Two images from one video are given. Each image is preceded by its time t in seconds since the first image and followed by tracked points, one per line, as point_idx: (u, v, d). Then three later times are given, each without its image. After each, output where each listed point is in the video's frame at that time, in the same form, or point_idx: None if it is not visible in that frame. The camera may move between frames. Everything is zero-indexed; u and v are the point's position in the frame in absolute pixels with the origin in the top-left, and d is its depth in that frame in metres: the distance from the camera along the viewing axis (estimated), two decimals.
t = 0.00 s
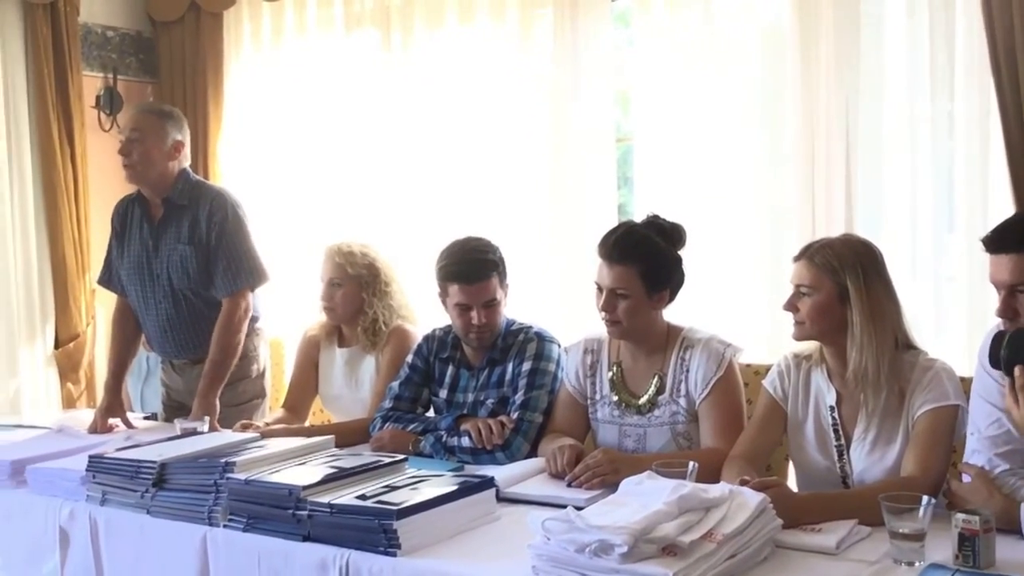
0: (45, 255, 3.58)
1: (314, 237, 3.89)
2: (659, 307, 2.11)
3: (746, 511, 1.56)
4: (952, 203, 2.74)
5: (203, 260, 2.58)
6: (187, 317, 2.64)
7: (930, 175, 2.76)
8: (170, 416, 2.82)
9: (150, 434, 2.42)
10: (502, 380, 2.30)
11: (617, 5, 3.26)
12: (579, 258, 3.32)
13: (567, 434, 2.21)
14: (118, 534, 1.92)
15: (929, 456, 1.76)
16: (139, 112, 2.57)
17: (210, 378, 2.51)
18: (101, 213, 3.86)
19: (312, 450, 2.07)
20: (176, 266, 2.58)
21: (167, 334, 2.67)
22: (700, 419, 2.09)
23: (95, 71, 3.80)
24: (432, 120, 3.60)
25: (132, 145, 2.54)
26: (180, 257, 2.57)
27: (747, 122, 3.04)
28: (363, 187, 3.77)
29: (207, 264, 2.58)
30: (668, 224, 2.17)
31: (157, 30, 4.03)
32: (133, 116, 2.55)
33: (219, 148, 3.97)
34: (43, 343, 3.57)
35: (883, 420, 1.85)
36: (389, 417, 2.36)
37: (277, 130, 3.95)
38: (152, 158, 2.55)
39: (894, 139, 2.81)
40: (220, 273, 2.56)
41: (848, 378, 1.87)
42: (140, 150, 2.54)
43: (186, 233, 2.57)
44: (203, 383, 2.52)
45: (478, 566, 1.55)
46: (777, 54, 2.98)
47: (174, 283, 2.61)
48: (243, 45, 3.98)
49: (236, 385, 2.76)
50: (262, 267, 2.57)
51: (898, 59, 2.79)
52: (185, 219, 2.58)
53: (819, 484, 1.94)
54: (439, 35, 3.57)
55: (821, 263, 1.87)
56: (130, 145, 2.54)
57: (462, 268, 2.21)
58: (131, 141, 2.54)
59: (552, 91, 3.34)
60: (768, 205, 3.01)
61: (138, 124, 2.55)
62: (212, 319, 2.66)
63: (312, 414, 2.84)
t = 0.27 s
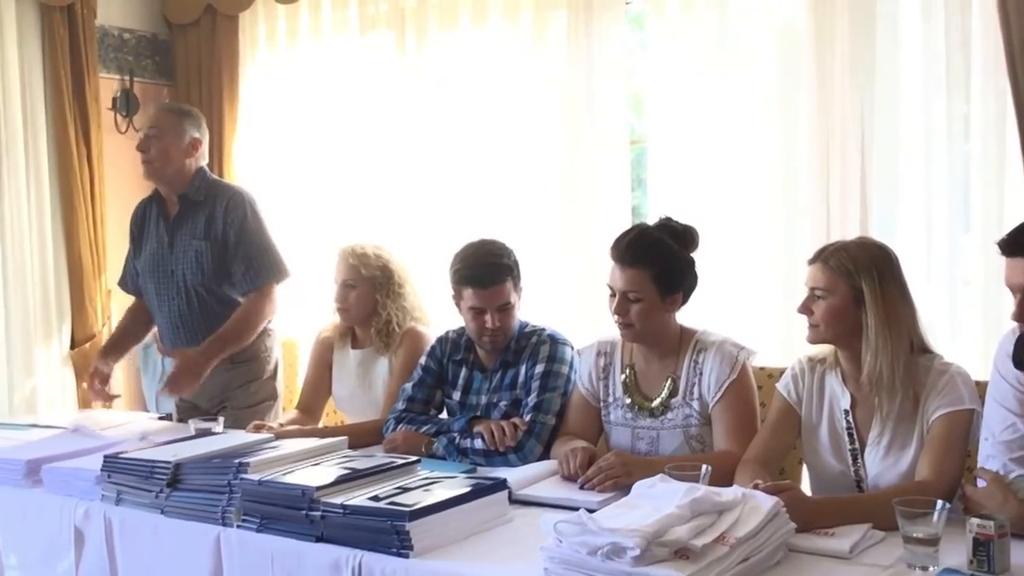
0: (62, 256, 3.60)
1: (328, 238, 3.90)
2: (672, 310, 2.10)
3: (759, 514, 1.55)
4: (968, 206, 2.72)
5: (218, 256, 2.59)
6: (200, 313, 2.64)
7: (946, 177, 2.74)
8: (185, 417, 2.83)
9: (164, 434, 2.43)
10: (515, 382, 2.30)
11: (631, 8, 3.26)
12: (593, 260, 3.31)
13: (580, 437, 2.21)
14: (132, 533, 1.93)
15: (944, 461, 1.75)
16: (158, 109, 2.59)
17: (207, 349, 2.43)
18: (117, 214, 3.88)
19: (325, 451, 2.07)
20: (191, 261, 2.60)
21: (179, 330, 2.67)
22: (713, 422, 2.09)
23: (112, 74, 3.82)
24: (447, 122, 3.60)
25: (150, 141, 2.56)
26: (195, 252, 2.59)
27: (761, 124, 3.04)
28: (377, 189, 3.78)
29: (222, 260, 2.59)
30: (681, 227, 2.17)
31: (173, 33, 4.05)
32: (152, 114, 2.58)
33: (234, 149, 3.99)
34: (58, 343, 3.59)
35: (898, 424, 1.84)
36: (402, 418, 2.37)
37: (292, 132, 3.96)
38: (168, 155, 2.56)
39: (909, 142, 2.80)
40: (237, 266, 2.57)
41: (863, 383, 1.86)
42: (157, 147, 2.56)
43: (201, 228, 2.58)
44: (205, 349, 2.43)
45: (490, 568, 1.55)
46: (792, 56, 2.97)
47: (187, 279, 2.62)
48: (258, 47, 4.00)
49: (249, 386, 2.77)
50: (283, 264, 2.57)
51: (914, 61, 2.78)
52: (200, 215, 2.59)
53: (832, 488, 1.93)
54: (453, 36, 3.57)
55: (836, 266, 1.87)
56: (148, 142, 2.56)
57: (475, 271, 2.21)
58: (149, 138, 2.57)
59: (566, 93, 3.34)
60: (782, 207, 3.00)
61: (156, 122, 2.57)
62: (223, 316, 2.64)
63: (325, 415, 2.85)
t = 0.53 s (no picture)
0: (80, 258, 3.62)
1: (345, 241, 3.91)
2: (686, 315, 2.10)
3: (774, 521, 1.55)
4: (986, 210, 2.70)
5: (235, 258, 2.60)
6: (215, 315, 2.64)
7: (964, 181, 2.72)
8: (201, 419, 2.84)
9: (180, 436, 2.45)
10: (530, 386, 2.30)
11: (647, 11, 3.26)
12: (608, 264, 3.31)
13: (595, 441, 2.21)
14: (148, 535, 1.94)
15: (960, 467, 1.74)
16: (169, 116, 2.61)
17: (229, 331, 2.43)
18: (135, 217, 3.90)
19: (340, 454, 2.08)
20: (207, 263, 2.61)
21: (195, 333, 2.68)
22: (729, 427, 2.08)
23: (130, 78, 3.85)
24: (463, 125, 3.61)
25: (164, 148, 2.58)
26: (211, 254, 2.60)
27: (778, 129, 3.03)
28: (393, 192, 3.79)
29: (239, 262, 2.60)
30: (695, 231, 2.17)
31: (191, 37, 4.08)
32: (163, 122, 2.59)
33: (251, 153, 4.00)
34: (76, 346, 3.61)
35: (915, 430, 1.83)
36: (416, 422, 2.37)
37: (309, 135, 3.98)
38: (183, 160, 2.58)
39: (926, 145, 2.78)
40: (254, 268, 2.58)
41: (879, 389, 1.85)
42: (172, 152, 2.57)
43: (217, 231, 2.60)
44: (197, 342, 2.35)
45: (503, 572, 1.55)
46: (808, 61, 2.97)
47: (203, 281, 2.63)
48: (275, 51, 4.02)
49: (264, 388, 2.78)
50: (298, 267, 2.58)
51: (931, 65, 2.76)
52: (217, 218, 2.61)
53: (848, 495, 1.92)
54: (470, 40, 3.58)
55: (852, 271, 1.86)
56: (162, 149, 2.58)
57: (490, 275, 2.21)
58: (163, 144, 2.58)
59: (581, 97, 3.34)
60: (798, 212, 2.99)
61: (168, 129, 2.59)
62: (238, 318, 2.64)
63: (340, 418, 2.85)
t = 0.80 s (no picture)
0: (96, 258, 3.64)
1: (358, 241, 3.92)
2: (688, 317, 2.07)
3: (787, 522, 1.54)
4: (1002, 210, 2.68)
5: (251, 258, 2.62)
6: (230, 314, 2.67)
7: (979, 180, 2.70)
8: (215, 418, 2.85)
9: (194, 436, 2.46)
10: (543, 386, 2.30)
11: (661, 11, 3.26)
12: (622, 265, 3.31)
13: (608, 442, 2.21)
14: (162, 534, 1.95)
15: (975, 469, 1.73)
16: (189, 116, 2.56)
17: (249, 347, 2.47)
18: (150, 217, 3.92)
19: (353, 454, 2.09)
20: (223, 263, 2.62)
21: (211, 333, 2.71)
22: (742, 428, 2.08)
23: (145, 78, 3.87)
24: (476, 125, 3.61)
25: (190, 151, 2.55)
26: (227, 254, 2.62)
27: (792, 129, 3.02)
28: (406, 192, 3.80)
29: (254, 263, 2.62)
30: (710, 232, 2.13)
31: (206, 38, 4.09)
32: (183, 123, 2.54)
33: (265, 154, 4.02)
34: (92, 345, 3.62)
35: (929, 432, 1.82)
36: (429, 422, 2.38)
37: (322, 136, 3.99)
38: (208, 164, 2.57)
39: (941, 145, 2.76)
40: (269, 269, 2.60)
41: (893, 390, 1.85)
42: (199, 155, 2.56)
43: (233, 231, 2.61)
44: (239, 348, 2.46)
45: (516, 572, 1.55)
46: (822, 60, 2.96)
47: (219, 281, 2.64)
48: (289, 52, 4.04)
49: (278, 388, 2.79)
50: (312, 265, 2.60)
51: (947, 64, 2.75)
52: (233, 218, 2.62)
53: (862, 496, 1.92)
54: (483, 40, 3.58)
55: (866, 272, 1.85)
56: (188, 152, 2.55)
57: (497, 273, 2.23)
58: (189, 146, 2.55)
59: (594, 97, 3.34)
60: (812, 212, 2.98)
61: (192, 131, 2.55)
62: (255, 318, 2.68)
63: (352, 419, 2.85)
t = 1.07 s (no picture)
0: (113, 256, 3.67)
1: (374, 240, 3.93)
2: (696, 317, 2.07)
3: (802, 521, 1.54)
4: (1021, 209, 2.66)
5: (268, 259, 2.62)
6: (248, 313, 2.68)
7: (998, 179, 2.68)
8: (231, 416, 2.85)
9: (210, 433, 2.47)
10: (557, 385, 2.30)
11: (677, 9, 3.25)
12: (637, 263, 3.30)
13: (622, 440, 2.20)
14: (178, 530, 1.97)
15: (992, 469, 1.72)
16: (221, 123, 2.53)
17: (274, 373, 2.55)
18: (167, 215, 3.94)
19: (368, 451, 2.09)
20: (241, 264, 2.63)
21: (228, 333, 2.71)
22: (757, 427, 2.07)
23: (162, 77, 3.89)
24: (491, 123, 3.61)
25: (228, 158, 2.55)
26: (245, 255, 2.62)
27: (808, 127, 3.00)
28: (421, 191, 3.80)
29: (272, 264, 2.63)
30: (723, 234, 2.12)
31: (222, 37, 4.11)
32: (218, 131, 2.52)
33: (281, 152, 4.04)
34: (109, 343, 3.64)
35: (945, 431, 1.81)
36: (443, 420, 2.38)
37: (338, 134, 4.00)
38: (241, 168, 2.59)
39: (959, 143, 2.74)
40: (284, 273, 2.61)
41: (910, 390, 1.84)
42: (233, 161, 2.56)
43: (252, 232, 2.62)
44: (269, 375, 2.56)
45: (529, 570, 1.56)
46: (839, 58, 2.94)
47: (237, 282, 2.65)
48: (305, 51, 4.05)
49: (296, 385, 2.80)
50: (326, 273, 2.63)
51: (965, 62, 2.73)
52: (252, 220, 2.63)
53: (878, 495, 1.91)
54: (498, 39, 3.58)
55: (882, 271, 1.84)
56: (225, 159, 2.55)
57: (508, 272, 2.24)
58: (225, 152, 2.55)
59: (609, 95, 3.33)
60: (828, 211, 2.96)
61: (226, 139, 2.54)
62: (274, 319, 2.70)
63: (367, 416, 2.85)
